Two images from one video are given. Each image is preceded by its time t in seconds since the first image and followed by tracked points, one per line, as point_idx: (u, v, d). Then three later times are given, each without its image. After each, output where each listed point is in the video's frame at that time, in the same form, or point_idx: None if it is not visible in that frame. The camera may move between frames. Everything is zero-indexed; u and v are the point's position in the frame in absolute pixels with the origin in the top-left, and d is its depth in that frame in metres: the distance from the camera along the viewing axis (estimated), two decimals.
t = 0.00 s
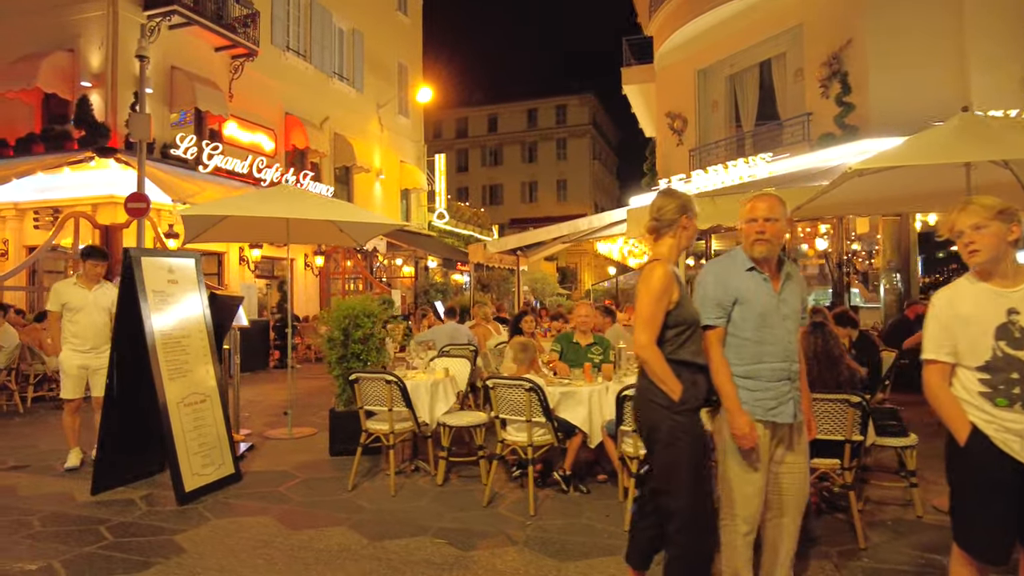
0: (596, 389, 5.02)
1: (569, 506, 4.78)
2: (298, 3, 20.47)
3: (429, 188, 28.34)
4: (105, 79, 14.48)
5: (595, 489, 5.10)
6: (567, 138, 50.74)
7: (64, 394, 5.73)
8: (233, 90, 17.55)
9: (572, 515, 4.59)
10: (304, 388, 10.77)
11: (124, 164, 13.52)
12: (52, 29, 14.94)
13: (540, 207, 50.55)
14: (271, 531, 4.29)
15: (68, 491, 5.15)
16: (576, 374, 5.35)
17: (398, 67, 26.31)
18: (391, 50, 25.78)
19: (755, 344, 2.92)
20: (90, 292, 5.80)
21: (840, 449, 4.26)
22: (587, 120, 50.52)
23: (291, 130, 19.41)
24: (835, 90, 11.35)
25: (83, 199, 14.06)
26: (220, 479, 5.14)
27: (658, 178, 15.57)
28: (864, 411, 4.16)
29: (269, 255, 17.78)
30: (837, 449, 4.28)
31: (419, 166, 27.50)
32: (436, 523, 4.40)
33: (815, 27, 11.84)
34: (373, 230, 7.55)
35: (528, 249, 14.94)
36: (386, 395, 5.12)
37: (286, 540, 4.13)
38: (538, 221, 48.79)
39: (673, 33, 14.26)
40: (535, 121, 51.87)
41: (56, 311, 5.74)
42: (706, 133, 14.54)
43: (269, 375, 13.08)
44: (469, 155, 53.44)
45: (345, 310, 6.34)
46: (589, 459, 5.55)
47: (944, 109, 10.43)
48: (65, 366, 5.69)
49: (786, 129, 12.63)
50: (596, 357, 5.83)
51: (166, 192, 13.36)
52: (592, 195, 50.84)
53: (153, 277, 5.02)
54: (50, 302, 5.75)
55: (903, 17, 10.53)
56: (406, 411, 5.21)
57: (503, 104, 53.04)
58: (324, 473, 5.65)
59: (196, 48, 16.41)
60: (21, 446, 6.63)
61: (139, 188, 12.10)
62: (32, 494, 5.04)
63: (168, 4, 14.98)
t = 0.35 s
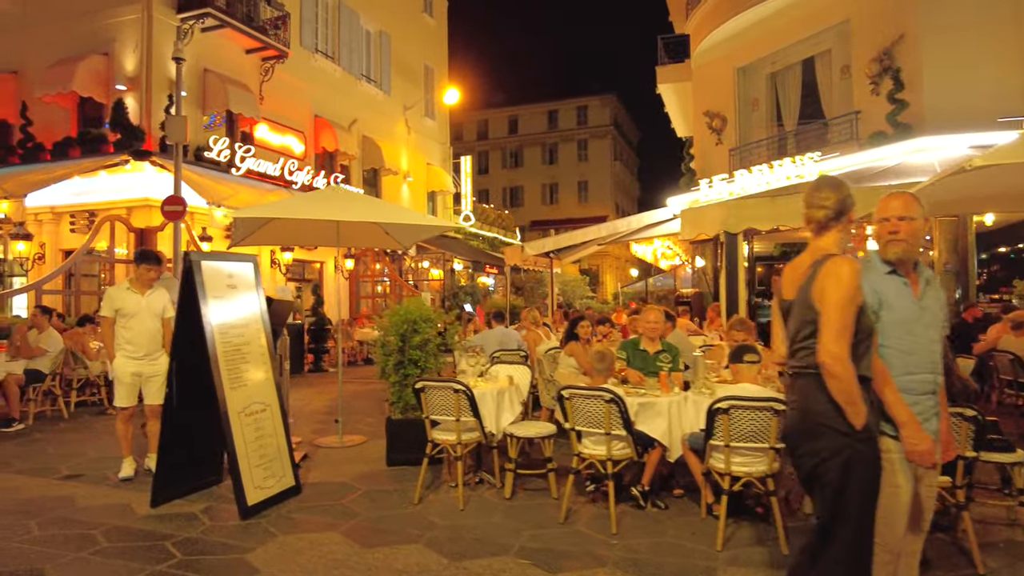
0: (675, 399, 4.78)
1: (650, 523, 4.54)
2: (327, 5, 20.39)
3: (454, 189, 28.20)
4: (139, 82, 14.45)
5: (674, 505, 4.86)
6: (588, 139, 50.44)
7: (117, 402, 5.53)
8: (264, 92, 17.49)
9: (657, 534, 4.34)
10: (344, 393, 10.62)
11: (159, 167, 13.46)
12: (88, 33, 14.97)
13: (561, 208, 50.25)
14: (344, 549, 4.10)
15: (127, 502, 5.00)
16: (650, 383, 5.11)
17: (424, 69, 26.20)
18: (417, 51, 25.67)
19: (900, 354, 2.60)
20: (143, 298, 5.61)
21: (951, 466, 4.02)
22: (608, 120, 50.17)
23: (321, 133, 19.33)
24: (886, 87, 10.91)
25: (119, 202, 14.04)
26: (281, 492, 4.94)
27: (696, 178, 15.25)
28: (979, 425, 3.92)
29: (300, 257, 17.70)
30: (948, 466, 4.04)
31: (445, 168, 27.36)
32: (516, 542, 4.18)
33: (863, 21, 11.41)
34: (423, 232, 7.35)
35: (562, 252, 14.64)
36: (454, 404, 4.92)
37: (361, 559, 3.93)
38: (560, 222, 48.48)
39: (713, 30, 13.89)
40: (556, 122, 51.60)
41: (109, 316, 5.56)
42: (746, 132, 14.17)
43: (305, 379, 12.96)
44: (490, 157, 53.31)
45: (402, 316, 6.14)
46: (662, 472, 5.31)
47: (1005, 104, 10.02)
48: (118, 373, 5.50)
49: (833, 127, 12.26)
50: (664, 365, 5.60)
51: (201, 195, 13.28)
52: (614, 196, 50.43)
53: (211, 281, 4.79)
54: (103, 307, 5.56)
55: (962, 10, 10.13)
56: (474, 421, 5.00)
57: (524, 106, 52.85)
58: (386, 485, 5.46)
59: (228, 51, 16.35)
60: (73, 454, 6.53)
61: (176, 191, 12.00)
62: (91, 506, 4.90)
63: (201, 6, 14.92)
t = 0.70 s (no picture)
0: (789, 407, 4.54)
1: (767, 539, 4.28)
2: (387, 17, 20.67)
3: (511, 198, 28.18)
4: (212, 96, 14.84)
5: (788, 520, 4.59)
6: (641, 146, 49.88)
7: (210, 406, 5.54)
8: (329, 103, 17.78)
9: (778, 550, 4.08)
10: (416, 399, 10.60)
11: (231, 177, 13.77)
12: (165, 50, 15.52)
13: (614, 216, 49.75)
14: (450, 558, 3.97)
15: (226, 505, 5.00)
16: (758, 392, 4.86)
17: (481, 78, 26.31)
18: (474, 61, 25.80)
19: None
20: (235, 301, 5.59)
21: None
22: (661, 127, 49.53)
23: (383, 143, 19.56)
24: (980, 80, 10.36)
25: (194, 212, 14.43)
26: (377, 498, 4.86)
27: (767, 182, 14.79)
28: None
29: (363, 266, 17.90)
30: None
31: (502, 176, 27.37)
32: (627, 556, 3.99)
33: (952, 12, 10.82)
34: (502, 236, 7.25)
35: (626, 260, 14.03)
36: (554, 411, 4.75)
37: (470, 569, 3.79)
38: (613, 230, 47.97)
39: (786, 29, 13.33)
40: (609, 129, 51.23)
41: (202, 319, 5.55)
42: (820, 133, 13.60)
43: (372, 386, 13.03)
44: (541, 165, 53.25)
45: (490, 321, 6.07)
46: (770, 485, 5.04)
47: None
48: (212, 377, 5.51)
49: (915, 126, 11.62)
50: (768, 371, 5.44)
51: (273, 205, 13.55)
52: (668, 203, 49.67)
53: (313, 285, 4.76)
54: (196, 310, 5.55)
55: None
56: (574, 429, 4.82)
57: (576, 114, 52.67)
58: (479, 493, 5.34)
59: (296, 63, 16.69)
60: (166, 456, 6.63)
61: (250, 201, 12.24)
62: (190, 509, 4.92)
63: (271, 20, 15.26)
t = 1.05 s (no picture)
0: (902, 420, 4.23)
1: (885, 561, 3.99)
2: (440, 24, 20.75)
3: (561, 201, 27.98)
4: (273, 104, 15.07)
5: (903, 541, 4.28)
6: (690, 147, 49.10)
7: (291, 413, 5.50)
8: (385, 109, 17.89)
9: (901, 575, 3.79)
10: (480, 404, 10.50)
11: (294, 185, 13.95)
12: (229, 61, 15.86)
13: (663, 218, 49.02)
14: None
15: (310, 514, 4.93)
16: (866, 404, 4.57)
17: (532, 82, 26.22)
18: (525, 65, 25.74)
19: None
20: (315, 308, 5.58)
21: None
22: (711, 127, 48.66)
23: (437, 148, 19.63)
24: None
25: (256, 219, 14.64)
26: (463, 509, 4.74)
27: (836, 181, 14.24)
28: None
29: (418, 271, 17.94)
30: None
31: (552, 179, 27.20)
32: None
33: None
34: (575, 240, 7.11)
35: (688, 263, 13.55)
36: (648, 423, 4.58)
37: None
38: (661, 233, 47.31)
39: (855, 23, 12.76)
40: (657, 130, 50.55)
41: (283, 327, 5.54)
42: (894, 131, 13.02)
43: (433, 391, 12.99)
44: (588, 168, 52.88)
45: (569, 328, 5.93)
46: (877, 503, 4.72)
47: None
48: (293, 384, 5.47)
49: (1002, 120, 10.97)
50: (870, 382, 5.17)
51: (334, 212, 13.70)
52: (718, 205, 48.73)
53: (399, 291, 4.71)
54: (277, 317, 5.54)
55: None
56: (669, 442, 4.65)
57: (623, 116, 52.14)
58: (563, 506, 5.16)
59: (353, 71, 16.85)
60: (243, 462, 6.64)
61: (313, 207, 12.36)
62: (274, 518, 4.86)
63: (330, 29, 15.47)
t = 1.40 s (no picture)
0: (1023, 424, 3.87)
1: None
2: (478, 20, 20.57)
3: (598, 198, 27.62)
4: (314, 102, 15.03)
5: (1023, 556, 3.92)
6: (725, 142, 48.29)
7: (352, 413, 5.33)
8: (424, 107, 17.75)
9: None
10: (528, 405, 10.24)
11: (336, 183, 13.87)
12: (270, 61, 15.86)
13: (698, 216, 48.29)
14: None
15: (376, 519, 4.72)
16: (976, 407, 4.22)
17: (568, 79, 25.93)
18: (561, 61, 25.47)
19: None
20: (377, 304, 5.43)
21: None
22: (747, 122, 47.80)
23: (475, 145, 19.46)
24: None
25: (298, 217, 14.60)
26: (538, 516, 4.50)
27: (892, 173, 13.69)
28: None
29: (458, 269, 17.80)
30: None
31: (589, 177, 26.85)
32: None
33: None
34: (638, 233, 6.84)
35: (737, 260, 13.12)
36: (738, 426, 4.32)
37: None
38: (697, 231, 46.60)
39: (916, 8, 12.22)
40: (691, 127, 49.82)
41: (345, 323, 5.39)
42: (958, 120, 12.42)
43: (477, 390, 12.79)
44: (621, 166, 52.33)
45: (640, 324, 5.68)
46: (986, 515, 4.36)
47: None
48: (355, 383, 5.31)
49: None
50: (970, 383, 4.81)
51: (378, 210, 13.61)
52: (755, 202, 47.85)
53: (470, 287, 4.50)
54: (339, 314, 5.40)
55: None
56: (759, 446, 4.39)
57: (656, 113, 51.49)
58: (640, 513, 4.87)
59: (392, 68, 16.74)
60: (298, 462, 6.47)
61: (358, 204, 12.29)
62: (340, 523, 4.66)
63: (370, 26, 15.40)
